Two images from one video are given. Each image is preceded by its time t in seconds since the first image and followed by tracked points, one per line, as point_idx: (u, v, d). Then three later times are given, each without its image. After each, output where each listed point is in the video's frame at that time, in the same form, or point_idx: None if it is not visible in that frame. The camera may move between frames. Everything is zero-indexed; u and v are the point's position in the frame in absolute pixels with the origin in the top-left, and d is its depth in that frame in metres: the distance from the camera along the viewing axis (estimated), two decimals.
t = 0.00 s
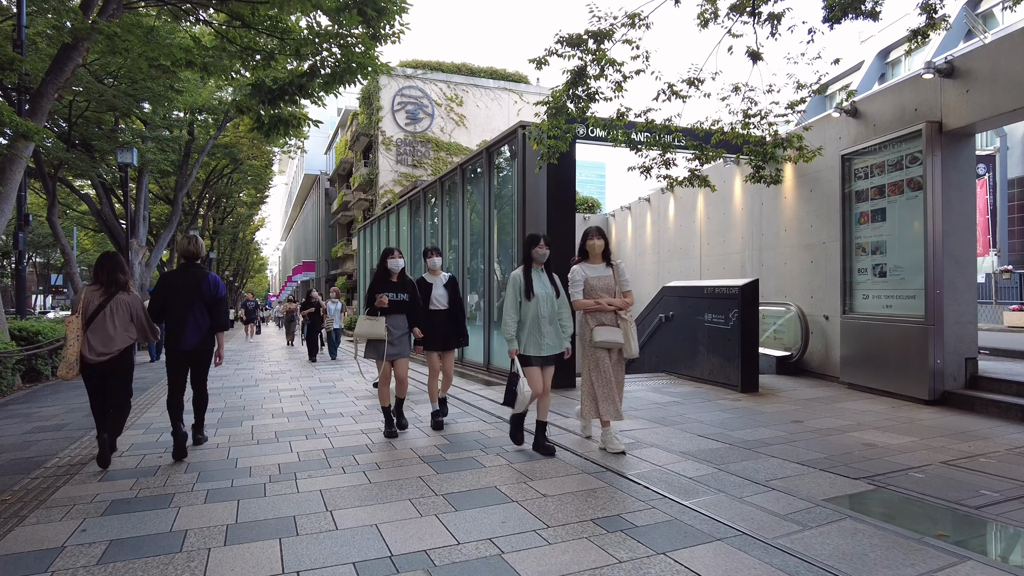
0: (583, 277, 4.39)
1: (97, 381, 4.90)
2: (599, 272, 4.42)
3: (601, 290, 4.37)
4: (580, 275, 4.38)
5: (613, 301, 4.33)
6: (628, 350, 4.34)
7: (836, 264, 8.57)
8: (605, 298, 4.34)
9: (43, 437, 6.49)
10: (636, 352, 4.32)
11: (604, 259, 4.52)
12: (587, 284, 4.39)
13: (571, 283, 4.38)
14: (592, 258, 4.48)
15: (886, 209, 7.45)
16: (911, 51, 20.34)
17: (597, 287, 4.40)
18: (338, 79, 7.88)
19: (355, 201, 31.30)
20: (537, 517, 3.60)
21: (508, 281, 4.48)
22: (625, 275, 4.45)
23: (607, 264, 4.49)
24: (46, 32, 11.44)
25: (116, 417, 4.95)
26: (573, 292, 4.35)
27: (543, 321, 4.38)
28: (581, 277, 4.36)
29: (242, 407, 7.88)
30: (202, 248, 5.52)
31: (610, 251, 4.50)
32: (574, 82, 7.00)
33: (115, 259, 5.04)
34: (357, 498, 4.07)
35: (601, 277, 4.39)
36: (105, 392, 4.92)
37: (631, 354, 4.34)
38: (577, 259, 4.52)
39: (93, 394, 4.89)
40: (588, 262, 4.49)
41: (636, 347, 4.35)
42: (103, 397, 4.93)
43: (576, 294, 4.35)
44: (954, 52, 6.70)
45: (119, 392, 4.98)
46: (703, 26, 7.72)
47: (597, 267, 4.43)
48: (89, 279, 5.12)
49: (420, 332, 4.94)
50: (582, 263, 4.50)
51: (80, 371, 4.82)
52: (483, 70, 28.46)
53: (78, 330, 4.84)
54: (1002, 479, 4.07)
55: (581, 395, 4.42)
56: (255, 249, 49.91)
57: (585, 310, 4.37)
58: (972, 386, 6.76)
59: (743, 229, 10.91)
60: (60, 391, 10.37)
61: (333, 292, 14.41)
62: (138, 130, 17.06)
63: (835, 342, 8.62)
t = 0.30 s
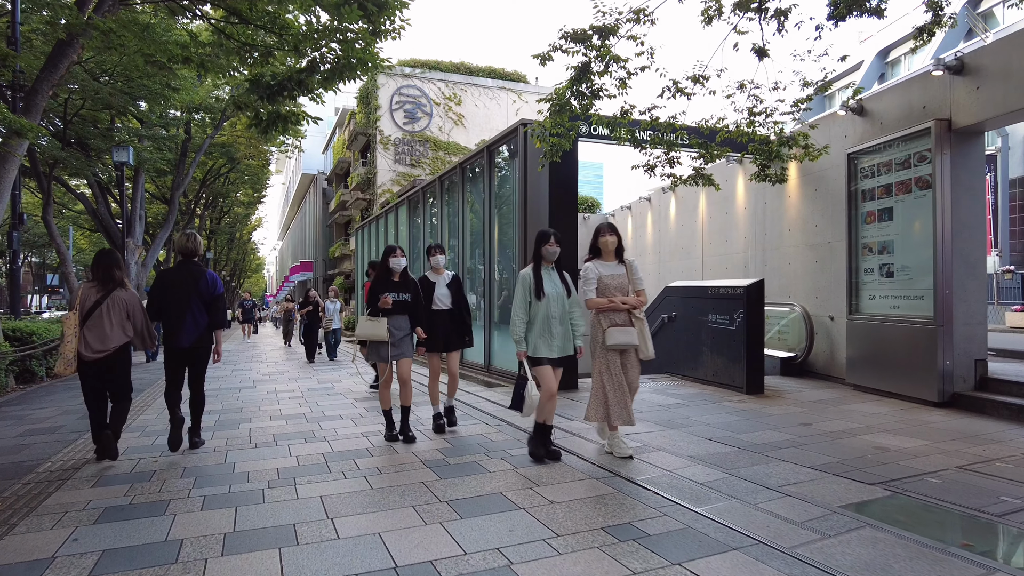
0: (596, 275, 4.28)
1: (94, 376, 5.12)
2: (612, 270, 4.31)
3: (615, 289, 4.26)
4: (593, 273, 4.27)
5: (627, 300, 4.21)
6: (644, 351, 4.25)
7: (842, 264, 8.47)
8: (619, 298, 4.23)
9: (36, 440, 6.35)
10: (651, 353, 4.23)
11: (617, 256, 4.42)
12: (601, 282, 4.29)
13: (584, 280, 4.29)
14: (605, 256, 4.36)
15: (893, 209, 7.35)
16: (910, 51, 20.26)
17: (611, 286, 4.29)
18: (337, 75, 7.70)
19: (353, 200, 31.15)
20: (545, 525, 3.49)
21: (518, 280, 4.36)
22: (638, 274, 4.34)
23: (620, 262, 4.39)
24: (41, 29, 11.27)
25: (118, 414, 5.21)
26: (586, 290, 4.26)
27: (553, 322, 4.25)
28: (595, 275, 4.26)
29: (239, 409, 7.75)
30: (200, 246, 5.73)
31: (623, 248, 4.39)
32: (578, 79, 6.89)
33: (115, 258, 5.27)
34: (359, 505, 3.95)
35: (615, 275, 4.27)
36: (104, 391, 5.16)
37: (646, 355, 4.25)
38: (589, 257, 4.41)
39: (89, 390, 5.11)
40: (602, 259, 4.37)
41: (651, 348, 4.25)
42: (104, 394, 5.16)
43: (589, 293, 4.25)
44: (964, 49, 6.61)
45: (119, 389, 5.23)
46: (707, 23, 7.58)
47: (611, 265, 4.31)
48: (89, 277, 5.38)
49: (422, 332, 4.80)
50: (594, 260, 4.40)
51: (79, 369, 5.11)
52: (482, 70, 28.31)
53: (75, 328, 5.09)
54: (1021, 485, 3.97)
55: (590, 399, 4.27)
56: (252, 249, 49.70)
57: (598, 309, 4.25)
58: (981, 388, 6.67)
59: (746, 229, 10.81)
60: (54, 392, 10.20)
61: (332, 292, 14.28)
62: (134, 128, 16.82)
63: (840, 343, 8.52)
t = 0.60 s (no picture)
0: (613, 275, 4.15)
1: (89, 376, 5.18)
2: (628, 271, 4.16)
3: (631, 291, 4.11)
4: (609, 273, 4.14)
5: (643, 303, 4.07)
6: (662, 355, 4.12)
7: (848, 266, 8.36)
8: (635, 299, 4.10)
9: (28, 446, 6.19)
10: (670, 357, 4.09)
11: (633, 256, 4.26)
12: (617, 283, 4.16)
13: (600, 280, 4.15)
14: (621, 256, 4.22)
15: (901, 210, 7.25)
16: (910, 51, 20.19)
17: (627, 287, 4.14)
18: (337, 72, 7.52)
19: (350, 201, 31.01)
20: (554, 538, 3.36)
21: (529, 283, 4.21)
22: (656, 275, 4.21)
23: (637, 262, 4.25)
24: (33, 25, 11.07)
25: (116, 410, 5.32)
26: (602, 289, 4.12)
27: (565, 327, 4.11)
28: (611, 275, 4.12)
29: (236, 413, 7.60)
30: (194, 245, 5.77)
31: (640, 248, 4.25)
32: (582, 77, 6.76)
33: (110, 259, 5.35)
34: (360, 516, 3.81)
35: (631, 276, 4.14)
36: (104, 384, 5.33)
37: (665, 359, 4.11)
38: (605, 256, 4.28)
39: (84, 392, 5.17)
40: (619, 259, 4.24)
41: (670, 351, 4.11)
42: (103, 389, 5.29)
43: (605, 293, 4.11)
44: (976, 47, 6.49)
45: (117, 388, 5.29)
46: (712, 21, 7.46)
47: (627, 266, 4.17)
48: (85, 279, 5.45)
49: (424, 337, 4.67)
50: (610, 259, 4.26)
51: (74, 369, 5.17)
52: (481, 69, 28.19)
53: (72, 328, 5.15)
54: None
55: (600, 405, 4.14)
56: (248, 249, 49.50)
57: (614, 312, 4.11)
58: (992, 392, 6.56)
59: (749, 229, 10.69)
60: (47, 395, 10.02)
61: (330, 293, 14.13)
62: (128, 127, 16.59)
63: (846, 346, 8.41)
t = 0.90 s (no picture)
0: (627, 275, 4.02)
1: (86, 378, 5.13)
2: (642, 271, 4.06)
3: (645, 292, 4.00)
4: (623, 273, 4.01)
5: (658, 305, 3.96)
6: (676, 358, 4.03)
7: (854, 267, 8.27)
8: (649, 302, 3.98)
9: (20, 449, 6.07)
10: (685, 360, 3.98)
11: (648, 255, 4.15)
12: (631, 283, 4.04)
13: (614, 281, 4.03)
14: (635, 255, 4.11)
15: (907, 210, 7.15)
16: (909, 51, 20.16)
17: (641, 288, 4.03)
18: (337, 69, 7.41)
19: (349, 201, 30.90)
20: (562, 547, 3.25)
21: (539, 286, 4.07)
22: (671, 276, 4.09)
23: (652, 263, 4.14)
24: (28, 22, 10.93)
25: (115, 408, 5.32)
26: (615, 291, 4.01)
27: (577, 332, 3.99)
28: (626, 275, 4.00)
29: (233, 415, 7.48)
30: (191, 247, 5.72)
31: (656, 248, 4.13)
32: (586, 74, 6.65)
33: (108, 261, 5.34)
34: (361, 524, 3.70)
35: (645, 277, 4.03)
36: (102, 385, 5.26)
37: (681, 362, 4.01)
38: (619, 256, 4.17)
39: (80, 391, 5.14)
40: (633, 259, 4.13)
41: (686, 355, 3.99)
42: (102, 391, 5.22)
43: (619, 294, 4.00)
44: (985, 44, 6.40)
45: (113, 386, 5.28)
46: (717, 18, 7.35)
47: (641, 266, 4.06)
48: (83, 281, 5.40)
49: (428, 342, 4.53)
50: (624, 259, 4.15)
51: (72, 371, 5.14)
52: (480, 69, 28.12)
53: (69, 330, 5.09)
54: None
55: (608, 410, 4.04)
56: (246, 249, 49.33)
57: (628, 314, 3.99)
58: (1001, 394, 6.47)
59: (752, 229, 10.59)
60: (41, 397, 9.88)
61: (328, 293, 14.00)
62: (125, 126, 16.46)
63: (851, 347, 8.31)
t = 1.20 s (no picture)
0: (642, 275, 3.89)
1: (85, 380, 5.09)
2: (658, 271, 3.92)
3: (660, 292, 3.87)
4: (638, 273, 3.88)
5: (675, 305, 3.83)
6: (693, 362, 3.89)
7: (859, 266, 8.17)
8: (666, 303, 3.85)
9: (13, 451, 5.93)
10: (702, 365, 3.83)
11: (664, 254, 4.00)
12: (646, 283, 3.91)
13: (629, 281, 3.89)
14: (652, 253, 3.97)
15: (914, 208, 7.07)
16: (909, 50, 20.09)
17: (656, 288, 3.90)
18: (336, 64, 7.31)
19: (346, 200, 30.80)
20: (571, 554, 3.14)
21: (548, 286, 3.93)
22: (688, 276, 3.95)
23: (669, 262, 4.00)
24: (22, 18, 10.76)
25: (114, 406, 5.30)
26: (631, 291, 3.86)
27: (588, 333, 3.85)
28: (641, 275, 3.87)
29: (230, 416, 7.36)
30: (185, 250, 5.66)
31: (672, 247, 4.00)
32: (590, 69, 6.54)
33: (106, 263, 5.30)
34: (362, 529, 3.59)
35: (661, 277, 3.90)
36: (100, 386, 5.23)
37: (697, 367, 3.88)
38: (634, 255, 4.03)
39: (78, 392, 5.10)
40: (649, 257, 4.00)
41: (702, 359, 3.86)
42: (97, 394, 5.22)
43: (634, 294, 3.86)
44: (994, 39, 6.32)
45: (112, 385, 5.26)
46: (722, 12, 7.24)
47: (658, 265, 3.92)
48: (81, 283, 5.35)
49: (432, 344, 4.42)
50: (639, 258, 4.01)
51: (70, 374, 5.12)
52: (478, 68, 28.03)
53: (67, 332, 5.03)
54: None
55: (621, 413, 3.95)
56: (243, 249, 49.15)
57: (643, 314, 3.86)
58: (1009, 395, 6.39)
59: (755, 228, 10.50)
60: (35, 397, 9.74)
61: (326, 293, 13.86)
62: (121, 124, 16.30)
63: (856, 347, 8.22)
